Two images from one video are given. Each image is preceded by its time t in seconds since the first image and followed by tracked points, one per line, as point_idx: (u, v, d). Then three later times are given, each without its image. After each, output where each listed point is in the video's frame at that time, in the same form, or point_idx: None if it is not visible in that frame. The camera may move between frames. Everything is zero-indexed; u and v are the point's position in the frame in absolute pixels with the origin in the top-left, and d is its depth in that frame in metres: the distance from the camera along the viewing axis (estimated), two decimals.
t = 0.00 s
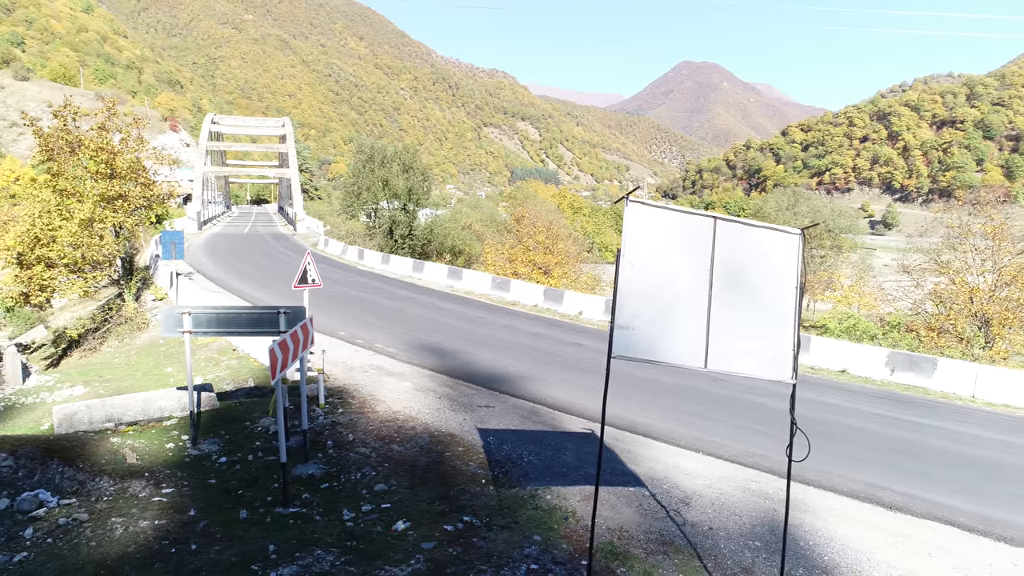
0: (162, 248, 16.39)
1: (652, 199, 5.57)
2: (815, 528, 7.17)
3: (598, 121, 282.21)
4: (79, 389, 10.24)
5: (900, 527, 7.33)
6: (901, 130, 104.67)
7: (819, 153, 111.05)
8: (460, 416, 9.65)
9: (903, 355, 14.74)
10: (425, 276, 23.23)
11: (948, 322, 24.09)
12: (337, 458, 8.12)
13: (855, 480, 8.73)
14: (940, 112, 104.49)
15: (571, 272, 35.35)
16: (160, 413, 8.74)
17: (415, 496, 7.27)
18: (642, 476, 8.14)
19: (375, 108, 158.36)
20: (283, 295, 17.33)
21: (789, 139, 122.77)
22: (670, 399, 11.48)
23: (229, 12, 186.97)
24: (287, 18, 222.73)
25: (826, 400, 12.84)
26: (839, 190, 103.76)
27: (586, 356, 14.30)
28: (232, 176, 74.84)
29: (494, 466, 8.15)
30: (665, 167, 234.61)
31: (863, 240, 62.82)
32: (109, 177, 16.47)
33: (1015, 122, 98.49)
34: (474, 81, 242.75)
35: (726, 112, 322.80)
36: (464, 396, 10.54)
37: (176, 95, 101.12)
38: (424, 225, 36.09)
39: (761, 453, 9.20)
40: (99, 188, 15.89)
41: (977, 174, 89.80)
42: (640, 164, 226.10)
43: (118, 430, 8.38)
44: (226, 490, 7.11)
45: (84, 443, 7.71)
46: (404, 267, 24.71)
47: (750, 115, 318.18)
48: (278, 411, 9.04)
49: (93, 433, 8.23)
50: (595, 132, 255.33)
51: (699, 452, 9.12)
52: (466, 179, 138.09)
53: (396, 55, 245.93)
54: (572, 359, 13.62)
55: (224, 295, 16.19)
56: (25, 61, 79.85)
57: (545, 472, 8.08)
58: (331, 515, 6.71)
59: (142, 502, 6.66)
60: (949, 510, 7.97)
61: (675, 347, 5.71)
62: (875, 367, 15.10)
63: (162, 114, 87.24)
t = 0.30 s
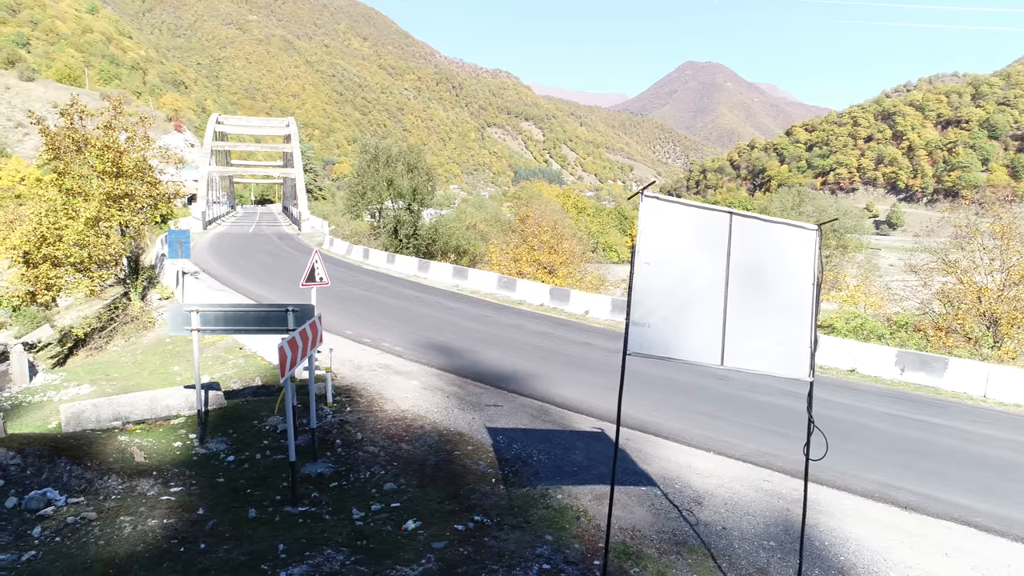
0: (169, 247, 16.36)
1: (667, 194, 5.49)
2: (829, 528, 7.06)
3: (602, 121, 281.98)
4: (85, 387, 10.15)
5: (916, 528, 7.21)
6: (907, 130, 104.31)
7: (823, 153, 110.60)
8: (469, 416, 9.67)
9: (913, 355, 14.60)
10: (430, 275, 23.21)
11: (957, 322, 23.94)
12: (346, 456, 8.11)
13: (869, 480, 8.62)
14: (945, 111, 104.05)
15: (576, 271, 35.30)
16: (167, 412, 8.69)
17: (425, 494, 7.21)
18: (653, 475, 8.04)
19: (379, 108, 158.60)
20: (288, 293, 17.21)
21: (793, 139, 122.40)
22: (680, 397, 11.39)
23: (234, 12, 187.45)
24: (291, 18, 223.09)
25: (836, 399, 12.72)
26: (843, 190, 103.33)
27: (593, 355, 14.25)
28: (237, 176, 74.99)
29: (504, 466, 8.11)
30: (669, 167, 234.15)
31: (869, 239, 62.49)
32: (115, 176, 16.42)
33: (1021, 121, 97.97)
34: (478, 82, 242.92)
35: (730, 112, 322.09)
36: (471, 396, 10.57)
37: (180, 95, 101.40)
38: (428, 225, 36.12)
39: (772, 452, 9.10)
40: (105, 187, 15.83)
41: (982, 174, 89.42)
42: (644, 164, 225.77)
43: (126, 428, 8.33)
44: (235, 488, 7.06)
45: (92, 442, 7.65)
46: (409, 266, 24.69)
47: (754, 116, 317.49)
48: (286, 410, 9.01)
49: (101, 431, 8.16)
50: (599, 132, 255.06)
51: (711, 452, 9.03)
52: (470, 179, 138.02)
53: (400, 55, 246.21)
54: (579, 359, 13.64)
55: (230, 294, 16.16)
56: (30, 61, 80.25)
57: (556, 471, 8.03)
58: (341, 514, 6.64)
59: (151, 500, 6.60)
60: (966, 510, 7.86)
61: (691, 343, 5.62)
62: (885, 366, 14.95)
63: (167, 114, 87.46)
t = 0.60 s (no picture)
0: (173, 247, 16.25)
1: (685, 191, 5.37)
2: (847, 533, 6.90)
3: (604, 121, 281.69)
4: (90, 388, 10.00)
5: (936, 533, 7.05)
6: (910, 130, 104.19)
7: (827, 153, 110.15)
8: (478, 418, 9.62)
9: (924, 356, 14.42)
10: (434, 275, 23.13)
11: (965, 322, 23.72)
12: (353, 459, 8.01)
13: (884, 483, 8.45)
14: (948, 111, 103.58)
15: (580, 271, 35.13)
16: (173, 413, 8.56)
17: (434, 497, 7.10)
18: (665, 478, 7.91)
19: (381, 109, 158.59)
20: (295, 295, 17.16)
21: (796, 139, 122.05)
22: (689, 398, 11.26)
23: (237, 13, 187.69)
24: (294, 19, 223.29)
25: (848, 401, 12.53)
26: (847, 190, 102.90)
27: (600, 354, 14.17)
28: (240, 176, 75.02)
29: (514, 468, 7.99)
30: (671, 167, 233.83)
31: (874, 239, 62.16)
32: (119, 176, 16.30)
33: None
34: (481, 82, 242.79)
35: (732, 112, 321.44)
36: (480, 398, 10.58)
37: (183, 96, 101.49)
38: (432, 225, 36.08)
39: (786, 455, 8.95)
40: (109, 186, 15.71)
41: (986, 174, 88.93)
42: (647, 164, 225.46)
43: (131, 430, 8.19)
44: (241, 491, 6.95)
45: (97, 444, 7.53)
46: (413, 266, 24.63)
47: (757, 116, 316.82)
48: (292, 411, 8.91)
49: (105, 433, 8.03)
50: (602, 132, 254.90)
51: (723, 454, 8.88)
52: (473, 180, 137.85)
53: (403, 56, 246.38)
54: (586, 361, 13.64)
55: (235, 294, 16.08)
56: (34, 62, 80.33)
57: (566, 473, 7.90)
58: (349, 518, 6.52)
59: (156, 504, 6.48)
60: (985, 514, 7.69)
61: (710, 344, 5.51)
62: (895, 367, 14.77)
63: (170, 115, 87.53)
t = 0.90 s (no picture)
0: (180, 252, 16.17)
1: (710, 207, 5.20)
2: (871, 556, 6.67)
3: (609, 121, 281.10)
4: (95, 399, 9.81)
5: (964, 556, 6.80)
6: (916, 129, 103.68)
7: (833, 153, 109.63)
8: (488, 431, 9.57)
9: (940, 364, 14.15)
10: (441, 278, 23.09)
11: (977, 326, 23.40)
12: (361, 475, 7.87)
13: (907, 501, 8.20)
14: (955, 110, 102.69)
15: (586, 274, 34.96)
16: (179, 426, 8.38)
17: (445, 516, 6.91)
18: (681, 496, 7.70)
19: (386, 109, 158.61)
20: (301, 298, 17.11)
21: (802, 139, 121.44)
22: (703, 409, 11.02)
23: (242, 14, 188.03)
24: (300, 19, 223.49)
25: (864, 411, 12.27)
26: (851, 190, 101.71)
27: (611, 363, 14.30)
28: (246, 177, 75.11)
29: (527, 485, 7.83)
30: (676, 167, 233.06)
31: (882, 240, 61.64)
32: (126, 180, 16.20)
33: None
34: (485, 82, 242.50)
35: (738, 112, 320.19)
36: (489, 410, 10.50)
37: (189, 97, 101.68)
38: (438, 227, 35.53)
39: (804, 470, 8.71)
40: (115, 192, 15.63)
41: (994, 174, 88.22)
42: (651, 164, 224.84)
43: (136, 443, 8.02)
44: (248, 509, 6.78)
45: (101, 459, 7.37)
46: (420, 270, 24.53)
47: (762, 115, 315.38)
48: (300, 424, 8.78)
49: (110, 446, 7.88)
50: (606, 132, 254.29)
51: (740, 470, 8.67)
52: (477, 180, 137.60)
53: (408, 56, 246.49)
54: (595, 372, 13.56)
55: (242, 300, 15.98)
56: (41, 63, 80.61)
57: (581, 491, 7.73)
58: (358, 538, 6.33)
59: (161, 524, 6.32)
60: (1012, 535, 7.44)
61: (735, 365, 5.31)
62: (910, 376, 14.51)
63: (175, 116, 87.63)
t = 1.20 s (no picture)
0: (181, 261, 16.18)
1: (735, 236, 5.06)
2: None
3: (611, 121, 280.87)
4: (94, 414, 9.55)
5: None
6: (919, 130, 102.20)
7: (835, 155, 109.41)
8: (497, 450, 9.64)
9: (953, 376, 13.95)
10: (445, 285, 23.18)
11: (985, 332, 23.15)
12: (368, 498, 7.78)
13: (927, 526, 8.00)
14: (958, 111, 102.13)
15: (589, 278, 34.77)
16: (180, 445, 8.15)
17: (454, 543, 6.73)
18: (698, 523, 7.51)
19: (389, 110, 158.53)
20: (303, 306, 16.91)
21: (804, 140, 121.04)
22: (714, 426, 10.86)
23: (244, 14, 187.95)
24: (301, 19, 223.22)
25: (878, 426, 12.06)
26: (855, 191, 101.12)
27: (619, 374, 14.52)
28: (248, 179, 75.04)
29: (538, 510, 7.69)
30: (678, 167, 232.61)
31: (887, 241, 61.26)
32: (127, 187, 16.03)
33: None
34: (487, 83, 242.37)
35: (740, 112, 319.41)
36: (497, 428, 10.59)
37: (191, 97, 101.53)
38: (441, 230, 35.32)
39: (823, 494, 8.50)
40: (116, 199, 15.35)
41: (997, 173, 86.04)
42: (653, 165, 224.49)
43: (137, 464, 7.80)
44: (251, 536, 6.58)
45: (101, 483, 7.16)
46: (424, 275, 24.51)
47: (764, 115, 314.51)
48: (304, 443, 8.61)
49: (110, 468, 7.65)
50: (608, 133, 253.90)
51: (756, 493, 8.47)
52: (479, 180, 137.41)
53: (410, 57, 246.32)
54: (600, 385, 13.61)
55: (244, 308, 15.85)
56: (42, 64, 80.47)
57: (593, 517, 7.58)
58: (365, 567, 6.15)
59: (162, 553, 6.11)
60: None
61: (759, 399, 5.19)
62: (923, 388, 14.31)
63: (177, 117, 87.47)
